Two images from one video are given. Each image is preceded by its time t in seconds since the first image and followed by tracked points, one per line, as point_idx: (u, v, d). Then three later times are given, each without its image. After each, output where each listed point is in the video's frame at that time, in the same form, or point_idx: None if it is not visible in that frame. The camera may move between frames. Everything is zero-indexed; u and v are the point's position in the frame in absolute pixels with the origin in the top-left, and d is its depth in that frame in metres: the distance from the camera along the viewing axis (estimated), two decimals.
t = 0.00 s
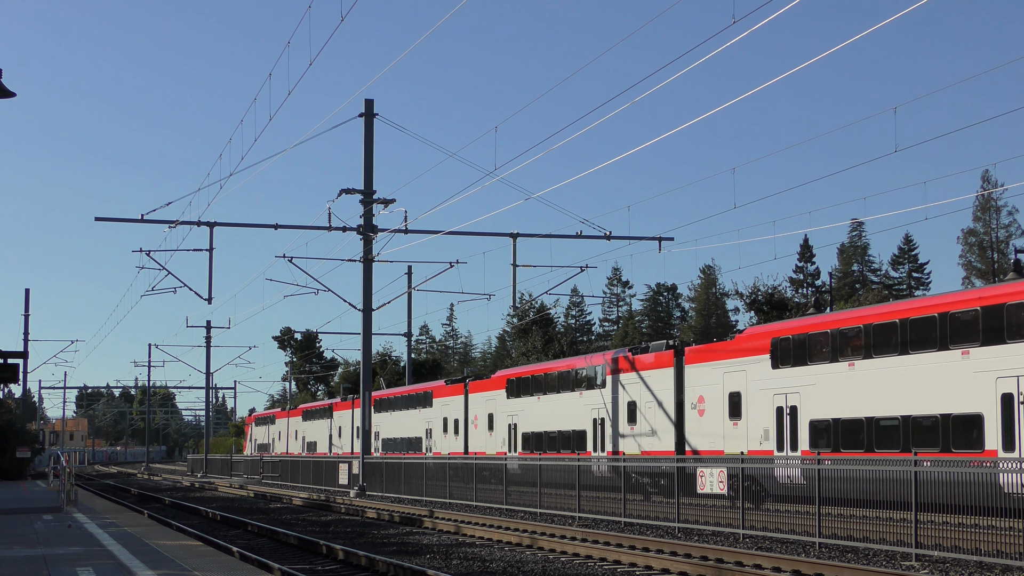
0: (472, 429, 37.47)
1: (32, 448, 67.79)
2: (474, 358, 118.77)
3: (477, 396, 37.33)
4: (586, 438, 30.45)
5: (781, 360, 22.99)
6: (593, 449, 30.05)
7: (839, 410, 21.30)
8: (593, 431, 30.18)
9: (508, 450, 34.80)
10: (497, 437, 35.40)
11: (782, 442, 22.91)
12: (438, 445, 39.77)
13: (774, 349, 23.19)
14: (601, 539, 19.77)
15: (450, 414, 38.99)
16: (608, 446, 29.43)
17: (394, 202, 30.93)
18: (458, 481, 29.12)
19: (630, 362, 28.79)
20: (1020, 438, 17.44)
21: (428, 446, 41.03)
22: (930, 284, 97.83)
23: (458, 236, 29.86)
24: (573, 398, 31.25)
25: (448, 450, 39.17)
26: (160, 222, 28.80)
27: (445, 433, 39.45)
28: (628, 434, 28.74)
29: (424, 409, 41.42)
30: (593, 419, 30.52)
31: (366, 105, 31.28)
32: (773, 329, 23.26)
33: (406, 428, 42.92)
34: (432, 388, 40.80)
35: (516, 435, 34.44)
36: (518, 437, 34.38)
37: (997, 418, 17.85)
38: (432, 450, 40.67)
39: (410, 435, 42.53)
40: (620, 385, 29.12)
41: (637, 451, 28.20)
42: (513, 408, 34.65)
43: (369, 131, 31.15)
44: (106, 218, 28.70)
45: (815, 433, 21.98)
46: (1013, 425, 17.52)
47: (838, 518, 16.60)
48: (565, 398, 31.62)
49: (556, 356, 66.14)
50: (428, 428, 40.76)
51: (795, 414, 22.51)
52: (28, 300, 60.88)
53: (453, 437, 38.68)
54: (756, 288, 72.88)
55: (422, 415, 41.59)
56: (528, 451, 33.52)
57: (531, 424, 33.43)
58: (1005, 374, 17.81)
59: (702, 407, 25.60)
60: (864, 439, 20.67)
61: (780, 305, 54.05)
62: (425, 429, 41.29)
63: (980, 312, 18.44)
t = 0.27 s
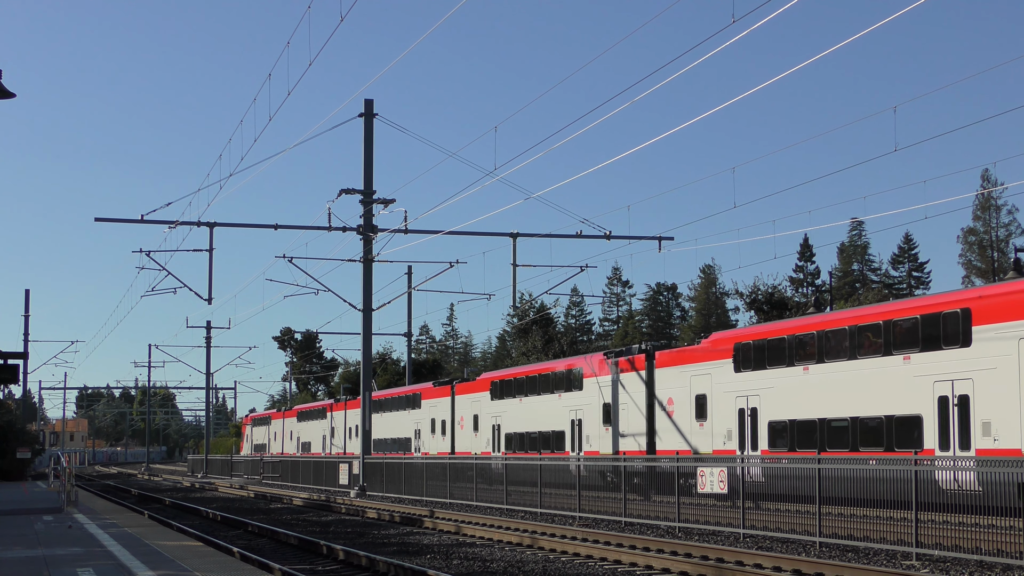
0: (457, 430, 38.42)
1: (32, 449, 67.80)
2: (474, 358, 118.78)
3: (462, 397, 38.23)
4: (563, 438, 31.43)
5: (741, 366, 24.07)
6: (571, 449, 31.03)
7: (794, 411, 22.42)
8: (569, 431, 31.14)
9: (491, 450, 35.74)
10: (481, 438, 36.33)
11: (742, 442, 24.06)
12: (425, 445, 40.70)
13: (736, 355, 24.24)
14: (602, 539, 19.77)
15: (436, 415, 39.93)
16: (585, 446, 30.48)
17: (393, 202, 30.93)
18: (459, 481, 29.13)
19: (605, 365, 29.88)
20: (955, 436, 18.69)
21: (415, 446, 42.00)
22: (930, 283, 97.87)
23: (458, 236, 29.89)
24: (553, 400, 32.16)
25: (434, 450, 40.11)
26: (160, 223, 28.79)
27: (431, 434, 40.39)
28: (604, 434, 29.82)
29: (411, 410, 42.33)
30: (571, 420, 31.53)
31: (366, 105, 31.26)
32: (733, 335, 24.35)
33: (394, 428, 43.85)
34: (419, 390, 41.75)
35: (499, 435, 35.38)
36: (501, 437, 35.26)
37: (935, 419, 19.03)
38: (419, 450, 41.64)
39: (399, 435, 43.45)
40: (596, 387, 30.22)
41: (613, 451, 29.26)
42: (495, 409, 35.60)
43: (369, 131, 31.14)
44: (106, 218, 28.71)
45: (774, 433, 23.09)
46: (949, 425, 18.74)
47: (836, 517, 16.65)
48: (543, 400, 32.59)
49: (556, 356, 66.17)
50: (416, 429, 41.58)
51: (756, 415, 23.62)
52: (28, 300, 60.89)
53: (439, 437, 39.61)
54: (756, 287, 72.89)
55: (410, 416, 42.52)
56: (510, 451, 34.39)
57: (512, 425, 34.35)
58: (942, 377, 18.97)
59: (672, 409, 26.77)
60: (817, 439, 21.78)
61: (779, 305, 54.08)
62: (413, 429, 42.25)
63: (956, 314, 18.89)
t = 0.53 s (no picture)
0: (447, 431, 39.39)
1: (32, 450, 67.81)
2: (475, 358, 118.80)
3: (452, 399, 39.17)
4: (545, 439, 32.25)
5: (711, 369, 25.19)
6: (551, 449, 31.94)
7: (759, 412, 23.49)
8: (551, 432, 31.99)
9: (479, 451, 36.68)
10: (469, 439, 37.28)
11: (711, 443, 25.14)
12: (417, 446, 41.60)
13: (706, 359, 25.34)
14: (602, 539, 19.78)
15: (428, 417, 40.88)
16: (564, 446, 31.43)
17: (393, 202, 30.92)
18: (459, 481, 29.14)
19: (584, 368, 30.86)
20: (904, 436, 19.77)
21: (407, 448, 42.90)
22: (930, 283, 97.89)
23: (458, 236, 29.88)
24: (535, 401, 33.04)
25: (425, 451, 41.03)
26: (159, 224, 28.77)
27: (422, 435, 41.33)
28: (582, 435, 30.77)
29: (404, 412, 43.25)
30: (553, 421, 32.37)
31: (366, 105, 31.25)
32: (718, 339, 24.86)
33: (387, 430, 44.78)
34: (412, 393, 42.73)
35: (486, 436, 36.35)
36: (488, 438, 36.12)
37: (885, 419, 20.12)
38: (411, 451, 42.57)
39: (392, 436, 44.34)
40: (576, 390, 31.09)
41: (590, 451, 30.21)
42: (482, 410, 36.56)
43: (369, 131, 31.14)
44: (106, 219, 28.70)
45: (740, 433, 24.17)
46: (898, 426, 19.81)
47: (836, 516, 16.68)
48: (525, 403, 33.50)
49: (556, 356, 66.18)
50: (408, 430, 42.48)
51: (724, 417, 24.69)
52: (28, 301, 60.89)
53: (430, 438, 40.57)
54: (756, 287, 72.90)
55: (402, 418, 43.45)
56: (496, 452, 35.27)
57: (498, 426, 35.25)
58: (891, 381, 20.05)
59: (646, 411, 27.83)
60: (780, 438, 22.90)
61: (780, 305, 54.09)
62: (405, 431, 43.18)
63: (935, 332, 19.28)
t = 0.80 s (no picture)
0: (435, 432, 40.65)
1: (32, 450, 67.78)
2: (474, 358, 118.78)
3: (439, 401, 40.43)
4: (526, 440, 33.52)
5: (678, 373, 26.35)
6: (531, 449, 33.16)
7: (721, 414, 24.69)
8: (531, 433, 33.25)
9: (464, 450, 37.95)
10: (455, 439, 38.53)
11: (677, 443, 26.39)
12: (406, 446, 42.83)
13: (673, 363, 26.49)
14: (602, 539, 19.79)
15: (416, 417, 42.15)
16: (543, 446, 32.68)
17: (393, 202, 30.90)
18: (458, 481, 29.15)
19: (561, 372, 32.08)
20: (852, 437, 20.91)
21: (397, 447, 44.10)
22: (930, 282, 97.90)
23: (458, 237, 29.83)
24: (517, 403, 34.22)
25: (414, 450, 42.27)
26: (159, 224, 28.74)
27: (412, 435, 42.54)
28: (560, 436, 32.00)
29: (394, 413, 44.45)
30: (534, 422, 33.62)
31: (365, 105, 31.24)
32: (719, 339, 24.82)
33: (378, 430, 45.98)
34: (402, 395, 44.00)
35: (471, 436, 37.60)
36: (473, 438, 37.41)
37: (835, 420, 21.29)
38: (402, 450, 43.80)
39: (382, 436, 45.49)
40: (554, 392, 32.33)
41: (567, 451, 31.47)
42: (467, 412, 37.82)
43: (369, 131, 31.13)
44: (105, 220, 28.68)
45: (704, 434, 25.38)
46: (846, 427, 20.97)
47: (836, 516, 16.69)
48: (508, 404, 34.75)
49: (556, 356, 66.20)
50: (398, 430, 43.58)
51: (690, 418, 25.93)
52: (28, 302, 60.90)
53: (418, 438, 41.87)
54: (756, 287, 72.89)
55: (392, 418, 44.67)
56: (480, 451, 36.54)
57: (483, 426, 36.51)
58: (841, 385, 21.16)
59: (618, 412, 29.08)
60: (740, 439, 24.10)
61: (780, 304, 54.10)
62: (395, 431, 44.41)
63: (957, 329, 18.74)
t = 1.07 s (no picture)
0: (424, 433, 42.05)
1: (32, 452, 67.68)
2: (474, 359, 118.69)
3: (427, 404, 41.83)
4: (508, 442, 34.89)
5: (649, 377, 28.04)
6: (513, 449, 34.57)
7: (689, 417, 26.37)
8: (513, 435, 34.66)
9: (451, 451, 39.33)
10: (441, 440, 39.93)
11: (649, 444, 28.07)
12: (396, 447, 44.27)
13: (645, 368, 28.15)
14: (602, 539, 19.82)
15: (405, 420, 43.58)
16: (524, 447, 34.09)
17: (394, 203, 30.92)
18: (459, 481, 29.17)
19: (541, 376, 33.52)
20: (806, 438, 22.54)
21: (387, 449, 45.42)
22: (930, 283, 97.90)
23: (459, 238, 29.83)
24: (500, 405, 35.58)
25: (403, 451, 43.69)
26: (160, 225, 28.72)
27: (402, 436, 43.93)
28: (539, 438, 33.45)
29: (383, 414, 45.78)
30: (516, 424, 35.02)
31: (365, 106, 31.23)
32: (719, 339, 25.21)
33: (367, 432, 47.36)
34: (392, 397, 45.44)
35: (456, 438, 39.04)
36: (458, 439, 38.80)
37: (789, 422, 22.95)
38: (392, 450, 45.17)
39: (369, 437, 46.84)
40: (535, 396, 33.77)
41: (546, 451, 32.88)
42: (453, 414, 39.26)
43: (369, 132, 31.13)
44: (106, 220, 28.71)
45: (674, 436, 27.08)
46: (799, 428, 22.62)
47: (837, 518, 16.69)
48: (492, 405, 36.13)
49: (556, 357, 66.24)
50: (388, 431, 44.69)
51: (660, 420, 27.63)
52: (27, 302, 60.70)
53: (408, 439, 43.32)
54: (756, 288, 72.88)
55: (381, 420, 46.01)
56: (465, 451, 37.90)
57: (468, 428, 37.90)
58: (794, 390, 22.83)
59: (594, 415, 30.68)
60: (705, 441, 25.79)
61: (779, 305, 54.13)
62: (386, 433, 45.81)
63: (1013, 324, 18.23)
